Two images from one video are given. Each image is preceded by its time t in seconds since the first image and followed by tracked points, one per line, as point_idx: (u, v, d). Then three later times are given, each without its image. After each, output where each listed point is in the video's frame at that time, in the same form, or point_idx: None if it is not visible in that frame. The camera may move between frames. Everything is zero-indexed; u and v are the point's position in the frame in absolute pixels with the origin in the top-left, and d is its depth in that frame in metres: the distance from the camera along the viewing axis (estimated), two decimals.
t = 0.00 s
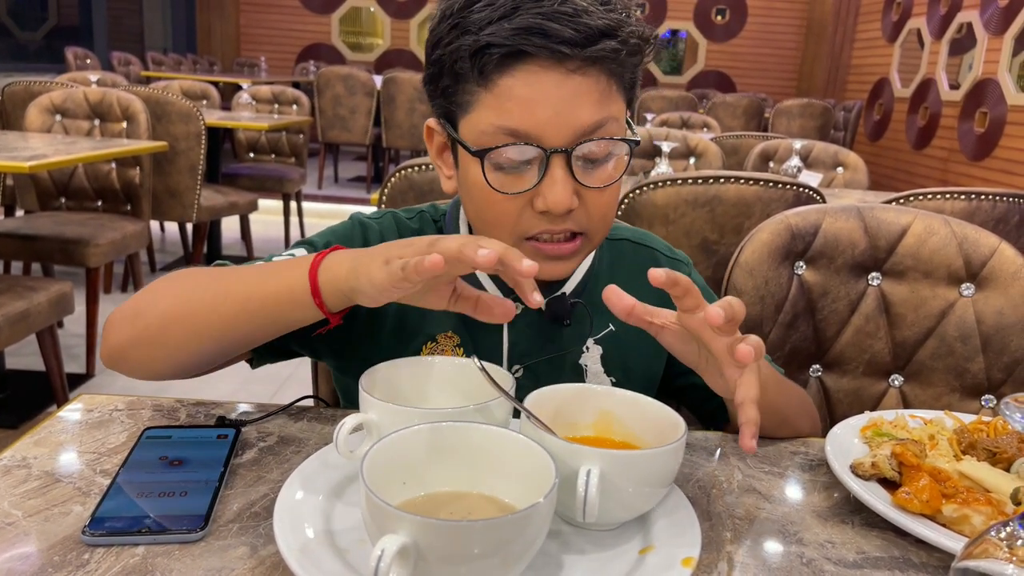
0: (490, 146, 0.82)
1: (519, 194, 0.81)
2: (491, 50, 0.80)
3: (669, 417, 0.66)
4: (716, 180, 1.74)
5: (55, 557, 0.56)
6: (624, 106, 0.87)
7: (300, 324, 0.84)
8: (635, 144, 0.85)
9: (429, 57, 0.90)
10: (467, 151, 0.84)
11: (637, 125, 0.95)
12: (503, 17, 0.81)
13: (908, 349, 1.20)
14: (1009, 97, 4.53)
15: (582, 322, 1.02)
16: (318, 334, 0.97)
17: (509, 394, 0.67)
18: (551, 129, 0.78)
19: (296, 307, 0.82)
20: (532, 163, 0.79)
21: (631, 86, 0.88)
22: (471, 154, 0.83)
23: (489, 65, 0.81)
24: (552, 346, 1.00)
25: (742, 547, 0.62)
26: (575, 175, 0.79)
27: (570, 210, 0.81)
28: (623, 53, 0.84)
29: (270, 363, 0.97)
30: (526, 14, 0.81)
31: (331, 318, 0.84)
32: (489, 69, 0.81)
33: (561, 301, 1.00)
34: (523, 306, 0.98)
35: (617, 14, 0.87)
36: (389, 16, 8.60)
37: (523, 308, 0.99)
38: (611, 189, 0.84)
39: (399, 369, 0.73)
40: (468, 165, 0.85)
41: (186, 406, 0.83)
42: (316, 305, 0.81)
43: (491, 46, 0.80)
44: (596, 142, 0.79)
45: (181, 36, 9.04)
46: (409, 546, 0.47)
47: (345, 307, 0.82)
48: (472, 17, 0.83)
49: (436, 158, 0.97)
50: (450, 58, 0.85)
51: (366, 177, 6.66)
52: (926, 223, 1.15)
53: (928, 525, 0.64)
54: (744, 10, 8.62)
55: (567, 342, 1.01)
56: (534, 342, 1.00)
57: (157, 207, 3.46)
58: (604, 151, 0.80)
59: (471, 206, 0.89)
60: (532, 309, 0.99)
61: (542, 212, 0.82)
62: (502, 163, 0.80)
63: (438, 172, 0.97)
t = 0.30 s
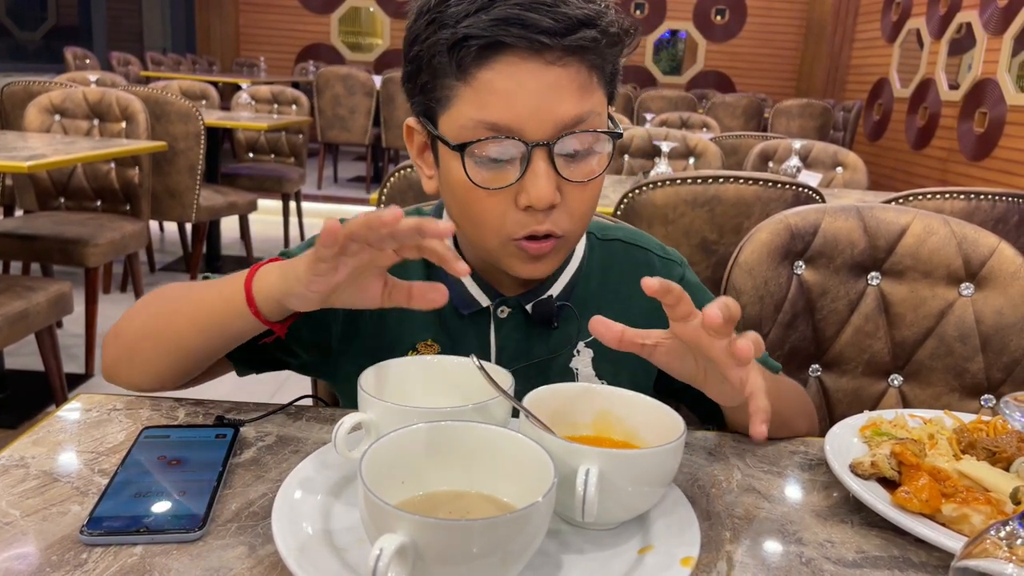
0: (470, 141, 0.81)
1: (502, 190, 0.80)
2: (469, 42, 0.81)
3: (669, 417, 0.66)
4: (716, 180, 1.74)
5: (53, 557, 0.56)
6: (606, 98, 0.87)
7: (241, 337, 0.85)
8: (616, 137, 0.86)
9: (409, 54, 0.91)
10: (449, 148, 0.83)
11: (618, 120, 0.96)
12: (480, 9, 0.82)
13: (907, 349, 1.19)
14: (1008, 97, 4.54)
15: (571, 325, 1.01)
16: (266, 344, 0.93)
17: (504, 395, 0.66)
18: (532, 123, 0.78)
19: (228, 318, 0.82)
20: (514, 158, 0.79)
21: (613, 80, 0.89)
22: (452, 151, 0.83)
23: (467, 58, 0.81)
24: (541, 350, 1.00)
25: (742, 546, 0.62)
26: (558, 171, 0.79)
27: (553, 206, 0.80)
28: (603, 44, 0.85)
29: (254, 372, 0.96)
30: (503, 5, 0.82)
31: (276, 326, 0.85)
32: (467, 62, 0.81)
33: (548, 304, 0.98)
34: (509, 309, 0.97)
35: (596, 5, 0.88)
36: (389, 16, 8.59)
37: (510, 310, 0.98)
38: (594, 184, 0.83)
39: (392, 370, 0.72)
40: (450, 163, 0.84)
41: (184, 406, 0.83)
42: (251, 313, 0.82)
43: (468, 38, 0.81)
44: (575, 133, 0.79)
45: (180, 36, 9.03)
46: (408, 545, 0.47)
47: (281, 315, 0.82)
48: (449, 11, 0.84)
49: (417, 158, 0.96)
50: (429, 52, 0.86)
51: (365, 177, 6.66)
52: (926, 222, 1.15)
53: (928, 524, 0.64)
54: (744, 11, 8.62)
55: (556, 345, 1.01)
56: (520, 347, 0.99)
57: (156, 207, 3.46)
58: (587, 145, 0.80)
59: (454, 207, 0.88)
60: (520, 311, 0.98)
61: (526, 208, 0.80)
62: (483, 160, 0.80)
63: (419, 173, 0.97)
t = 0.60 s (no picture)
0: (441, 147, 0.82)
1: (473, 197, 0.81)
2: (440, 47, 0.81)
3: (670, 418, 0.66)
4: (716, 180, 1.74)
5: (54, 558, 0.56)
6: (582, 105, 0.87)
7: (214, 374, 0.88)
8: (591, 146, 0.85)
9: (387, 56, 0.92)
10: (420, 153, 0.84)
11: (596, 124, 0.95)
12: (452, 14, 0.82)
13: (908, 349, 1.20)
14: (1008, 97, 4.54)
15: (558, 329, 1.00)
16: (239, 378, 0.94)
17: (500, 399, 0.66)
18: (503, 132, 0.78)
19: (186, 356, 0.87)
20: (486, 164, 0.79)
21: (590, 86, 0.88)
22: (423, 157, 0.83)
23: (438, 63, 0.81)
24: (529, 354, 0.98)
25: (744, 547, 0.61)
26: (530, 178, 0.79)
27: (525, 214, 0.81)
28: (576, 51, 0.84)
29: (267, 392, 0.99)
30: (474, 10, 0.82)
31: (238, 360, 0.88)
32: (438, 67, 0.81)
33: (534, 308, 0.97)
34: (495, 313, 0.96)
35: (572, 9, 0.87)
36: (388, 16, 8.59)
37: (496, 314, 0.96)
38: (568, 193, 0.84)
39: (381, 375, 0.71)
40: (423, 168, 0.84)
41: (185, 407, 0.83)
42: (204, 354, 0.86)
43: (439, 43, 0.81)
44: (553, 142, 0.79)
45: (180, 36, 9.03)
46: (409, 547, 0.47)
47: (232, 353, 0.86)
48: (421, 16, 0.84)
49: (398, 159, 0.97)
50: (403, 56, 0.86)
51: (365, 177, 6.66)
52: (926, 222, 1.15)
53: (930, 525, 0.64)
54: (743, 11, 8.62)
55: (543, 351, 0.99)
56: (506, 354, 0.97)
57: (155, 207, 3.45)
58: (561, 154, 0.81)
59: (428, 210, 0.88)
60: (505, 315, 0.96)
61: (497, 216, 0.81)
62: (456, 165, 0.80)
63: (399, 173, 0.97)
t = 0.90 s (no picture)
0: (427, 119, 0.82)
1: (462, 170, 0.80)
2: (423, 24, 0.83)
3: (669, 417, 0.66)
4: (715, 179, 1.73)
5: (52, 558, 0.56)
6: (568, 79, 0.88)
7: (214, 378, 0.88)
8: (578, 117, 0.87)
9: (374, 48, 0.94)
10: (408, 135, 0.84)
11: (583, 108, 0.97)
12: None
13: (907, 348, 1.19)
14: (1007, 97, 4.54)
15: (550, 329, 1.00)
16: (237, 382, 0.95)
17: (502, 395, 0.66)
18: (488, 101, 0.79)
19: (187, 362, 0.87)
20: (474, 137, 0.79)
21: (574, 62, 0.90)
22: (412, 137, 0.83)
23: (423, 40, 0.83)
24: (520, 354, 0.98)
25: (743, 546, 0.61)
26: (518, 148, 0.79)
27: (516, 185, 0.80)
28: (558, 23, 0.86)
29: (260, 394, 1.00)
30: None
31: (242, 364, 0.90)
32: (423, 44, 0.83)
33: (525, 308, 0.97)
34: (487, 312, 0.96)
35: None
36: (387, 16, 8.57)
37: (488, 314, 0.96)
38: (559, 166, 0.83)
39: (378, 375, 0.71)
40: (412, 149, 0.84)
41: (183, 407, 0.82)
42: (209, 359, 0.86)
43: (423, 20, 0.83)
44: (540, 108, 0.80)
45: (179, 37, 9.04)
46: (407, 545, 0.47)
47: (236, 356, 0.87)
48: None
49: (387, 162, 0.97)
50: (389, 41, 0.88)
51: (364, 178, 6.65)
52: (925, 222, 1.15)
53: (929, 524, 0.64)
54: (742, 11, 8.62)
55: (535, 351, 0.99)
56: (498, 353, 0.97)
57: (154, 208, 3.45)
58: (547, 126, 0.81)
59: (420, 198, 0.87)
60: (497, 315, 0.96)
61: (488, 188, 0.80)
62: (444, 139, 0.80)
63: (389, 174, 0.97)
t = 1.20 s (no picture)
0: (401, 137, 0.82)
1: (433, 188, 0.81)
2: (399, 41, 0.82)
3: (667, 415, 0.66)
4: (714, 179, 1.73)
5: (47, 556, 0.55)
6: (550, 100, 0.86)
7: (227, 378, 0.89)
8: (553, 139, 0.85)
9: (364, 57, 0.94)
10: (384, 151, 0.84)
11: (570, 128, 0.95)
12: (413, 9, 0.83)
13: (906, 347, 1.19)
14: (1007, 97, 4.53)
15: (544, 336, 1.00)
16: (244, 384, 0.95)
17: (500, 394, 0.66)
18: (458, 121, 0.78)
19: (206, 364, 0.87)
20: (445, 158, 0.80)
21: (558, 82, 0.88)
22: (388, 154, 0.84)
23: (399, 56, 0.82)
24: (516, 362, 0.98)
25: (740, 545, 0.61)
26: (489, 170, 0.79)
27: (485, 208, 0.80)
28: (538, 44, 0.84)
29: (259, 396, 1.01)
30: (434, 4, 0.82)
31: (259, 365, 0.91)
32: (399, 60, 0.82)
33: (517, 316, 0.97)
34: (480, 320, 0.96)
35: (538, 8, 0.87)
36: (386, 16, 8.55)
37: (480, 321, 0.96)
38: (532, 188, 0.83)
39: (376, 376, 0.70)
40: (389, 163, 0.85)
41: (180, 406, 0.82)
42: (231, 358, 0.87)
43: (398, 38, 0.82)
44: (512, 131, 0.80)
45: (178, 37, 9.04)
46: (402, 544, 0.46)
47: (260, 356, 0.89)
48: (388, 13, 0.86)
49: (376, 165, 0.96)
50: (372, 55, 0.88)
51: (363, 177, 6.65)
52: (924, 221, 1.15)
53: (927, 522, 0.64)
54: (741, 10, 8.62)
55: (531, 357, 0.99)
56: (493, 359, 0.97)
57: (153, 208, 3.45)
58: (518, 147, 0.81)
59: (399, 210, 0.87)
60: (490, 322, 0.96)
61: (457, 209, 0.80)
62: (415, 156, 0.81)
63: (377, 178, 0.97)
